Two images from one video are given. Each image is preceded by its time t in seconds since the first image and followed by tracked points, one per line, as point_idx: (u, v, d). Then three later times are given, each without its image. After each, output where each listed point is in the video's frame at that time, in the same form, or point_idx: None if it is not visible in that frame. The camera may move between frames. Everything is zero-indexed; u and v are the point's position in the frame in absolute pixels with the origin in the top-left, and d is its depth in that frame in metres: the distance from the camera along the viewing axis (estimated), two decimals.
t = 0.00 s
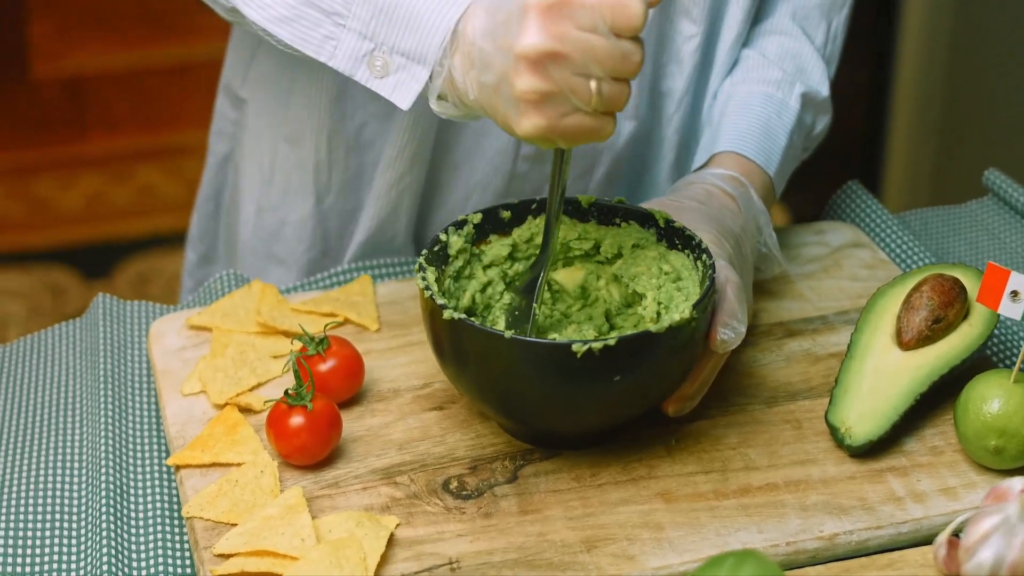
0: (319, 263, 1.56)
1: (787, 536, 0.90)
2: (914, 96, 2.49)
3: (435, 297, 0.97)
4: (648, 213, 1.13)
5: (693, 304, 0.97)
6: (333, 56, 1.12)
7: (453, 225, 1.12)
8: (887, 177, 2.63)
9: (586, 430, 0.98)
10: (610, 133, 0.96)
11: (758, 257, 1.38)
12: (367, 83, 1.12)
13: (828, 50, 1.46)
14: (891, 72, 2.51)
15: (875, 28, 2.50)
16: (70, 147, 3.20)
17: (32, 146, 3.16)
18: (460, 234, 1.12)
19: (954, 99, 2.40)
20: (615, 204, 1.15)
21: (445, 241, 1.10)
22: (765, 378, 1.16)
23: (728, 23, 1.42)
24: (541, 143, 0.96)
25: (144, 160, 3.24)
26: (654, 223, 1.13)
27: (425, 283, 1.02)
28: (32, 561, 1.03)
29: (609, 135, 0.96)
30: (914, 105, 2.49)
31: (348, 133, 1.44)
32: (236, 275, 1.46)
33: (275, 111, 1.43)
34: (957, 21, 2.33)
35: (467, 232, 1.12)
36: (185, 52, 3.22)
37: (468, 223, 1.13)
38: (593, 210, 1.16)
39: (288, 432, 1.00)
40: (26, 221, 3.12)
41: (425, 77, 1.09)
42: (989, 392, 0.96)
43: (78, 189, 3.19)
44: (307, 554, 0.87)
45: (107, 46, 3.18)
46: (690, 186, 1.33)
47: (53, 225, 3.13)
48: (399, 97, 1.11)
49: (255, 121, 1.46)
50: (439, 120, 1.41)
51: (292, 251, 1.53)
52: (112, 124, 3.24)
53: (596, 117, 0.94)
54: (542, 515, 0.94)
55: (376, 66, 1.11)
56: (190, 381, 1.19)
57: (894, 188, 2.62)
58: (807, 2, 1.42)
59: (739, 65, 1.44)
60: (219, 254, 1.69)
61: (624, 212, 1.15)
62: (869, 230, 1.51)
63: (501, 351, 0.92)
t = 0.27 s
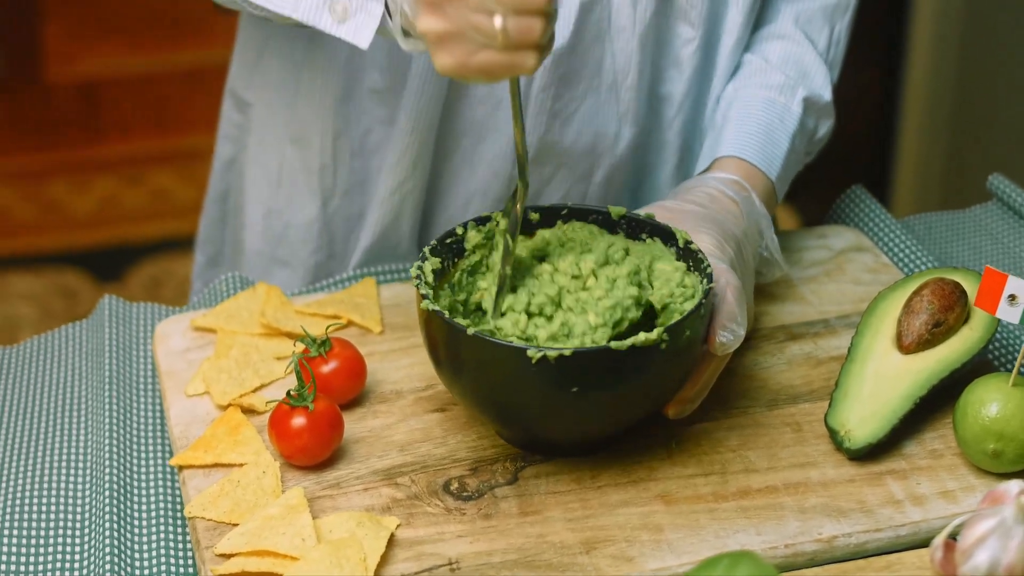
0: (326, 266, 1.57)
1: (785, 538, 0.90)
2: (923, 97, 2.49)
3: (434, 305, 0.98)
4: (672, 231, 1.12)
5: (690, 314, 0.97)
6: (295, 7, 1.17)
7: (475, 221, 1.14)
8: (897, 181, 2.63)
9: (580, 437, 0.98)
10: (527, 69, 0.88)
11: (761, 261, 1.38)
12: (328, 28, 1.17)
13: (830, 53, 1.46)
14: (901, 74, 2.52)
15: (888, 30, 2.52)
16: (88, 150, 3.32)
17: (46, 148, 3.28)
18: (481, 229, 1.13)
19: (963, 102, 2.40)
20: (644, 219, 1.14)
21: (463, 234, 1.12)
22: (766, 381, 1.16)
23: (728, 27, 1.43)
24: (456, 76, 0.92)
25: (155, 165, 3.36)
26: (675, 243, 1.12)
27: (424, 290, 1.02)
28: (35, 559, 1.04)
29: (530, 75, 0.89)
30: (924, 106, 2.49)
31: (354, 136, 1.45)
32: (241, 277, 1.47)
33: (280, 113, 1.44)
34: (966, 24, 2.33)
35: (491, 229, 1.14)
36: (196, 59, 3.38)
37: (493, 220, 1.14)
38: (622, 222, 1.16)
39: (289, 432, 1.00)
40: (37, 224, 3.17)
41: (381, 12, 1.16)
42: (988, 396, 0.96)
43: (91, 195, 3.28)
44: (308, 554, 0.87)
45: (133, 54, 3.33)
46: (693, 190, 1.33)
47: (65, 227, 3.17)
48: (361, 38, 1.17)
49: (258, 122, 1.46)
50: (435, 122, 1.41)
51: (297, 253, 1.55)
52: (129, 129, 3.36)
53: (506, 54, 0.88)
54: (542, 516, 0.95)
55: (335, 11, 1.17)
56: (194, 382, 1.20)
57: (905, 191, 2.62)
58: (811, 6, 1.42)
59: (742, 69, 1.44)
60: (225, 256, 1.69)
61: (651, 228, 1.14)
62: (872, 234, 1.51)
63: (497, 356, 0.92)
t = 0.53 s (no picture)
0: (318, 264, 1.57)
1: (783, 538, 0.91)
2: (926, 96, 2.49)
3: (429, 307, 0.98)
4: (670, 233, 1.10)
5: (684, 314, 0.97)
6: None
7: (474, 223, 1.14)
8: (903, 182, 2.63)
9: (577, 439, 0.98)
10: (620, 37, 0.93)
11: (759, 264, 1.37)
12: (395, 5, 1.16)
13: (830, 58, 1.46)
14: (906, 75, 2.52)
15: (891, 31, 2.54)
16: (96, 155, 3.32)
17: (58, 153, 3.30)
18: (479, 232, 1.13)
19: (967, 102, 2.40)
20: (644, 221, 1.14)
21: (461, 237, 1.12)
22: (765, 382, 1.16)
23: (722, 31, 1.42)
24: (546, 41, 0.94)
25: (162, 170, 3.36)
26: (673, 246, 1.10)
27: (422, 293, 1.02)
28: (36, 561, 1.04)
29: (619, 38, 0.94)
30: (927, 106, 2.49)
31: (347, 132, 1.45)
32: (242, 280, 1.48)
33: (278, 112, 1.45)
34: (968, 23, 2.33)
35: (489, 231, 1.14)
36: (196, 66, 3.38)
37: (491, 222, 1.14)
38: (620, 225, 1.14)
39: (289, 434, 1.01)
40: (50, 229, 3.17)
41: None
42: (985, 396, 0.96)
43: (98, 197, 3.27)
44: (307, 555, 0.88)
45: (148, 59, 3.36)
46: (691, 193, 1.33)
47: (78, 229, 3.19)
48: (431, 7, 1.14)
49: (257, 120, 1.47)
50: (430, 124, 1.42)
51: (288, 251, 1.54)
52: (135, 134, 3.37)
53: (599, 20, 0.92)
54: (540, 517, 0.95)
55: None
56: (195, 384, 1.20)
57: (910, 192, 2.62)
58: (811, 11, 1.42)
59: (740, 74, 1.44)
60: (226, 251, 1.70)
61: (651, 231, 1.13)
62: (872, 235, 1.51)
63: (494, 360, 0.93)
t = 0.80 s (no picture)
0: (329, 262, 1.57)
1: (786, 536, 0.90)
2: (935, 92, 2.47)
3: (431, 304, 0.97)
4: (673, 230, 1.10)
5: (684, 311, 0.96)
6: (389, 34, 1.12)
7: (476, 220, 1.13)
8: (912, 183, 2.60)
9: (577, 438, 0.98)
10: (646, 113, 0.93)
11: (762, 261, 1.36)
12: (426, 56, 1.13)
13: (834, 55, 1.45)
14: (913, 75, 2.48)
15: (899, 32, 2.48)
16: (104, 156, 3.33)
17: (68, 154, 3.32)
18: (481, 228, 1.13)
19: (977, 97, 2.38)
20: (644, 218, 1.13)
21: (463, 234, 1.12)
22: (768, 380, 1.16)
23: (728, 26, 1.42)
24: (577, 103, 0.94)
25: (170, 169, 3.34)
26: (674, 242, 1.11)
27: (422, 288, 1.01)
28: (37, 559, 1.04)
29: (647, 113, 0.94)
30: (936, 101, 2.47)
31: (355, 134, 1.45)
32: (245, 277, 1.48)
33: (289, 114, 1.44)
34: (978, 19, 2.32)
35: (491, 227, 1.13)
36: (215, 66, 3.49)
37: (493, 219, 1.14)
38: (623, 221, 1.15)
39: (290, 432, 1.00)
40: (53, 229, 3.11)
41: (485, 44, 1.11)
42: (989, 393, 0.95)
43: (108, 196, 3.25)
44: (306, 553, 0.87)
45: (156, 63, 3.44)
46: (693, 189, 1.32)
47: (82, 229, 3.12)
48: (461, 65, 1.12)
49: (269, 120, 1.47)
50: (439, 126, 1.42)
51: (298, 249, 1.54)
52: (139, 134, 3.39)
53: (632, 92, 0.92)
54: (541, 515, 0.94)
55: (433, 38, 1.12)
56: (196, 382, 1.20)
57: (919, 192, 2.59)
58: (813, 8, 1.41)
59: (745, 70, 1.43)
60: (231, 248, 1.69)
61: (651, 226, 1.13)
62: (877, 232, 1.50)
63: (496, 358, 0.92)
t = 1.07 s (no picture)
0: (336, 258, 1.57)
1: (785, 532, 0.90)
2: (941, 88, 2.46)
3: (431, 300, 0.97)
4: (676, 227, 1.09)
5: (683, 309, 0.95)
6: (366, 46, 1.06)
7: (480, 214, 1.12)
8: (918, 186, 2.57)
9: (577, 434, 0.98)
10: (619, 125, 0.95)
11: (764, 258, 1.36)
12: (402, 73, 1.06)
13: (838, 51, 1.45)
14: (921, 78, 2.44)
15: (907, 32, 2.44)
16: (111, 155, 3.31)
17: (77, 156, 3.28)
18: (486, 223, 1.12)
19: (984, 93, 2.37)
20: (648, 214, 1.12)
21: (467, 228, 1.11)
22: (768, 376, 1.15)
23: (735, 23, 1.42)
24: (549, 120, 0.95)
25: (178, 167, 3.31)
26: (678, 238, 1.09)
27: (422, 283, 1.01)
28: (37, 553, 1.04)
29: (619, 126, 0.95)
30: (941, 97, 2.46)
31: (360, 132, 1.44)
32: (246, 273, 1.47)
33: (292, 109, 1.44)
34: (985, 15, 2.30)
35: (496, 221, 1.13)
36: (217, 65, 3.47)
37: (497, 213, 1.13)
38: (628, 216, 1.13)
39: (289, 427, 1.00)
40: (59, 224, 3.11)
41: (462, 60, 1.04)
42: (990, 389, 0.95)
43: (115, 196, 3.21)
44: (305, 548, 0.87)
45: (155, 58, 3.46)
46: (696, 185, 1.32)
47: (89, 228, 3.11)
48: (434, 80, 1.05)
49: (269, 116, 1.47)
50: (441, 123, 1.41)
51: (307, 245, 1.54)
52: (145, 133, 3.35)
53: (607, 105, 0.94)
54: (540, 510, 0.94)
55: (409, 53, 1.05)
56: (196, 377, 1.20)
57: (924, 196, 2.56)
58: (817, 4, 1.41)
59: (748, 66, 1.43)
60: (235, 244, 1.70)
61: (656, 222, 1.11)
62: (879, 228, 1.50)
63: (498, 354, 0.92)
